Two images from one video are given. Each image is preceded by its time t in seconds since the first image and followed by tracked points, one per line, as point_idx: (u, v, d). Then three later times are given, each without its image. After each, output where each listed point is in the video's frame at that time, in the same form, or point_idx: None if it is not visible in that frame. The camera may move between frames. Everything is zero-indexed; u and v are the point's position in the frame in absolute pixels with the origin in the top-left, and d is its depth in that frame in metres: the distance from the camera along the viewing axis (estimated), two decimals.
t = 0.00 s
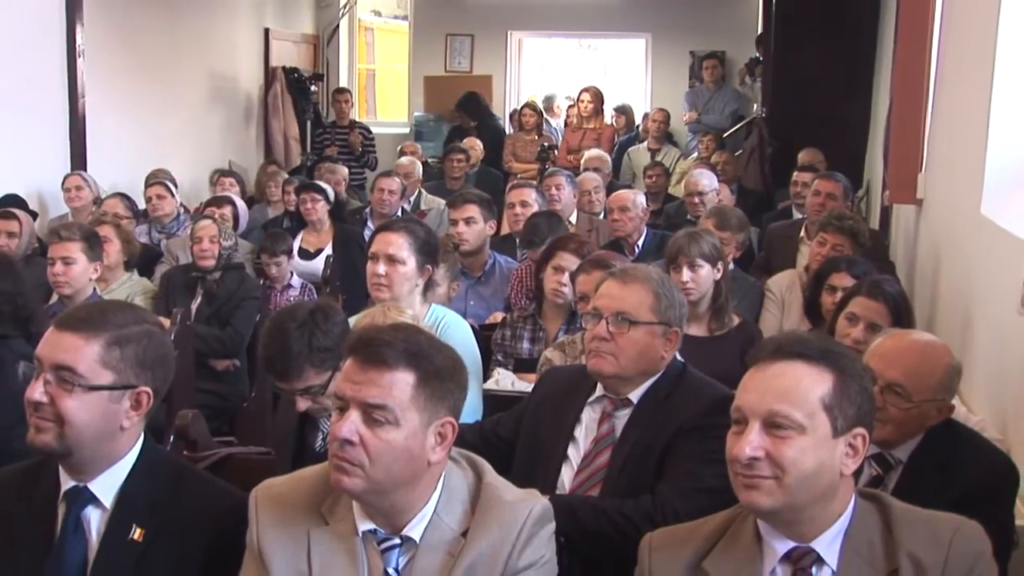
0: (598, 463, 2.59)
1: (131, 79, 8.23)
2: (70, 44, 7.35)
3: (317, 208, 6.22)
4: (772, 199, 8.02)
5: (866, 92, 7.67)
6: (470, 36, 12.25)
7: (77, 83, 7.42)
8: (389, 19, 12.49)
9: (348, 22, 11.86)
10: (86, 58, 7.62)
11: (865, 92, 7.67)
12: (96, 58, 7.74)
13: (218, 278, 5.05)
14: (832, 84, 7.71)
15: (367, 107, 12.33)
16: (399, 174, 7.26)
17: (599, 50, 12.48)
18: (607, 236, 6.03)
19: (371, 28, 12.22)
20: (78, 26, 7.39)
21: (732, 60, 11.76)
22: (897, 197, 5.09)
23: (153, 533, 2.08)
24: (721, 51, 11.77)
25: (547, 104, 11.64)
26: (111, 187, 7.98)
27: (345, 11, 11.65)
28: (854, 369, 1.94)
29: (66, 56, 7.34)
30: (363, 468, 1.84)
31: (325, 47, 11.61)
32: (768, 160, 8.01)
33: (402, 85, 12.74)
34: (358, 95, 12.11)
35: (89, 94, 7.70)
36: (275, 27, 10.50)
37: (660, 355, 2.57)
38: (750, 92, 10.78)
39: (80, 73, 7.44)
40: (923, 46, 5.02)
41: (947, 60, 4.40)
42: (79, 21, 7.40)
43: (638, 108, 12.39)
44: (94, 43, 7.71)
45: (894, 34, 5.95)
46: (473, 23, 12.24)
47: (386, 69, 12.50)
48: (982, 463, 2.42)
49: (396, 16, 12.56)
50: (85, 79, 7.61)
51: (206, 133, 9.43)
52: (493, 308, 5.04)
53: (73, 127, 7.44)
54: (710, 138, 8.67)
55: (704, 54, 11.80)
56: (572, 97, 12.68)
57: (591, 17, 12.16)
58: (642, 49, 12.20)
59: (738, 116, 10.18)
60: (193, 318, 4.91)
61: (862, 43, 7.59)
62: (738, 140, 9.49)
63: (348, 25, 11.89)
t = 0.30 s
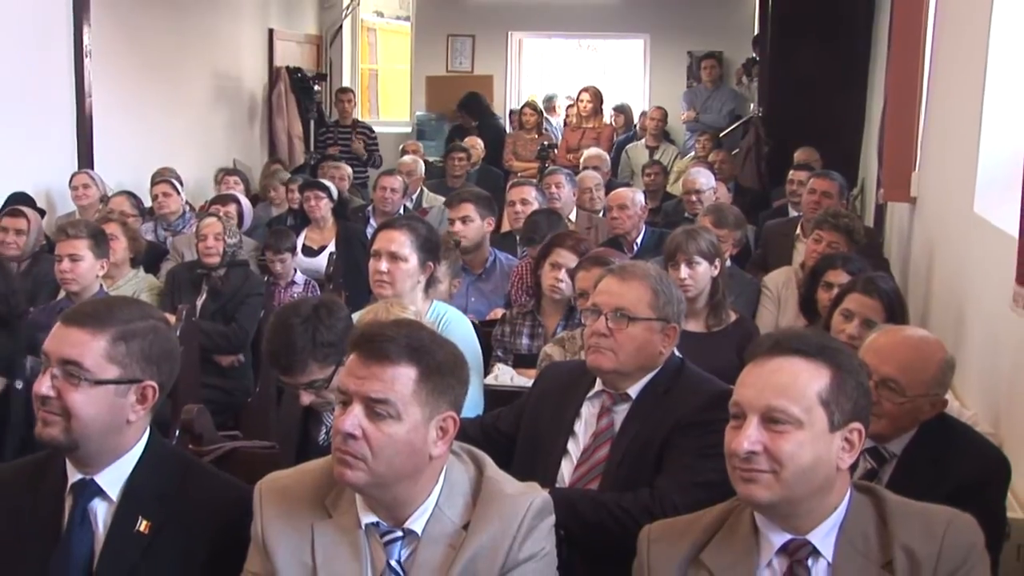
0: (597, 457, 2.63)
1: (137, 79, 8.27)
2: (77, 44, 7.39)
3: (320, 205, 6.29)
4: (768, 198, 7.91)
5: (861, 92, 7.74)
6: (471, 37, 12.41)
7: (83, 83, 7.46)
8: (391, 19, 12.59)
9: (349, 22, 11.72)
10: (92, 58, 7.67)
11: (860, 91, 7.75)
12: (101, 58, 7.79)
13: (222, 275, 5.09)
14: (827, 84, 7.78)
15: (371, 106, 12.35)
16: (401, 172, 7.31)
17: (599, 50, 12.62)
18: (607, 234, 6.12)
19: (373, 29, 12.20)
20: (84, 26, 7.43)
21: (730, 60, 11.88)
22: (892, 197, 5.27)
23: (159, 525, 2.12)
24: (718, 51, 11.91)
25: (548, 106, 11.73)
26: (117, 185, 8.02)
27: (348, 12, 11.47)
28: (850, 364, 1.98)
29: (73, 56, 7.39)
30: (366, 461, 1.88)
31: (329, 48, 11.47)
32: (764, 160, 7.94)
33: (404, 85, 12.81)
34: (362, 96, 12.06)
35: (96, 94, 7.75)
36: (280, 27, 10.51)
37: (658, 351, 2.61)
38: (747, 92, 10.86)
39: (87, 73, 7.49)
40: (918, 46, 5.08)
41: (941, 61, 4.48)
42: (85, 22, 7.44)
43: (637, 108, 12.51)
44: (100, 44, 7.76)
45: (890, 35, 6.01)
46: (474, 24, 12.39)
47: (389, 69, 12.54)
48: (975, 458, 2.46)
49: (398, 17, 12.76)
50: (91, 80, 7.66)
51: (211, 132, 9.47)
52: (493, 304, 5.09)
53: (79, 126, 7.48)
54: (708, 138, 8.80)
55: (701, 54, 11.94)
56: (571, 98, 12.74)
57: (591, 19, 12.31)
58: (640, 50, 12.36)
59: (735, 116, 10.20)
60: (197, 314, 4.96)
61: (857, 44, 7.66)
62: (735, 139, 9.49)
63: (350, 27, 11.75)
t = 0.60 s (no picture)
0: (597, 451, 2.68)
1: (144, 78, 8.33)
2: (85, 43, 7.44)
3: (323, 203, 6.34)
4: (765, 196, 8.09)
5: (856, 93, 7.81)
6: (472, 37, 12.61)
7: (92, 82, 7.51)
8: (394, 19, 12.62)
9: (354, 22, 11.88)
10: (100, 58, 7.72)
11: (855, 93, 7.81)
12: (110, 59, 7.85)
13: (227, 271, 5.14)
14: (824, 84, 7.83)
15: (373, 105, 12.44)
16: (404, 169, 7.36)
17: (598, 50, 12.82)
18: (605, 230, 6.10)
19: (376, 28, 12.29)
20: (92, 25, 7.47)
21: (728, 59, 12.06)
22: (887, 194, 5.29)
23: (165, 517, 2.16)
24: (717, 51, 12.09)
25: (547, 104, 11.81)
26: (123, 183, 8.07)
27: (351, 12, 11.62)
28: (847, 360, 2.01)
29: (80, 55, 7.44)
30: (370, 455, 1.92)
31: (332, 47, 11.68)
32: (761, 159, 8.08)
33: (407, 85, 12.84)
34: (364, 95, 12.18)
35: (104, 94, 7.81)
36: (284, 27, 10.62)
37: (656, 346, 2.64)
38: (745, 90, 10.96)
39: (95, 71, 7.54)
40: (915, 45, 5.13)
41: (936, 61, 4.54)
42: (93, 21, 7.48)
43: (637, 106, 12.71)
44: (108, 45, 7.81)
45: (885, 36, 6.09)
46: (475, 24, 12.60)
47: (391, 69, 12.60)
48: (969, 452, 2.50)
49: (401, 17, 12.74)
50: (99, 79, 7.71)
51: (217, 131, 9.54)
52: (495, 300, 5.12)
53: (87, 124, 7.54)
54: (704, 136, 9.01)
55: (699, 53, 12.15)
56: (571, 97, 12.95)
57: (589, 18, 12.49)
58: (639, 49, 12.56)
59: (733, 115, 10.28)
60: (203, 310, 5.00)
61: (853, 44, 7.73)
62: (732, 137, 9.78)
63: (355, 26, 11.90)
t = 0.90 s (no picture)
0: (598, 449, 2.71)
1: (154, 81, 8.39)
2: (95, 46, 7.49)
3: (330, 204, 6.34)
4: (764, 198, 8.41)
5: (851, 97, 8.19)
6: (477, 41, 12.84)
7: (102, 85, 7.56)
8: (399, 23, 12.67)
9: (359, 26, 11.95)
10: (111, 61, 7.78)
11: (850, 96, 8.19)
12: (120, 62, 7.91)
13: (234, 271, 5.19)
14: (821, 89, 8.21)
15: (378, 108, 12.49)
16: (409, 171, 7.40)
17: (599, 54, 12.90)
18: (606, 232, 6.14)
19: (381, 32, 12.36)
20: (103, 29, 7.53)
21: (728, 64, 12.17)
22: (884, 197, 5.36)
23: (173, 513, 2.20)
24: (720, 55, 12.18)
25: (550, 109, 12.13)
26: (132, 184, 8.13)
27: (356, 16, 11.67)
28: (846, 360, 2.03)
29: (91, 58, 7.48)
30: (374, 452, 1.95)
31: (337, 50, 11.69)
32: (760, 161, 8.43)
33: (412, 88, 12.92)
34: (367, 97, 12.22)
35: (114, 95, 7.86)
36: (291, 31, 10.66)
37: (657, 347, 2.68)
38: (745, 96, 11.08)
39: (105, 74, 7.59)
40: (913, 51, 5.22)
41: (933, 67, 4.60)
42: (104, 25, 7.54)
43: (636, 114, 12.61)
44: (119, 48, 7.87)
45: (883, 40, 6.19)
46: (479, 30, 12.83)
47: (397, 72, 12.64)
48: (964, 453, 2.53)
49: (405, 21, 12.77)
50: (110, 82, 7.76)
51: (225, 133, 9.60)
52: (497, 300, 5.15)
53: (97, 126, 7.59)
54: (704, 139, 9.20)
55: (700, 57, 12.21)
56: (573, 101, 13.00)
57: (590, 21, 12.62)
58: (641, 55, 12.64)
59: (732, 118, 10.42)
60: (211, 309, 5.06)
61: (852, 47, 8.09)
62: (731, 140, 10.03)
63: (360, 30, 11.97)
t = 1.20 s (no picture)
0: (599, 446, 2.75)
1: (162, 84, 8.47)
2: (103, 48, 7.55)
3: (333, 204, 6.41)
4: (760, 198, 8.48)
5: (847, 97, 8.27)
6: (479, 43, 13.16)
7: (110, 87, 7.62)
8: (402, 26, 13.34)
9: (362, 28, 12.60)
10: (119, 63, 7.85)
11: (846, 96, 8.28)
12: (129, 65, 7.99)
13: (240, 269, 5.24)
14: (817, 88, 8.34)
15: (382, 109, 13.26)
16: (411, 171, 7.45)
17: (600, 56, 13.37)
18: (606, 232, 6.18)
19: (384, 35, 13.10)
20: (110, 31, 7.59)
21: (725, 65, 12.70)
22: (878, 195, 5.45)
23: (179, 508, 2.24)
24: (715, 57, 12.69)
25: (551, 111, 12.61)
26: (140, 184, 8.19)
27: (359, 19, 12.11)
28: (841, 357, 2.05)
29: (98, 60, 7.54)
30: (377, 448, 1.99)
31: (341, 52, 12.06)
32: (758, 160, 8.59)
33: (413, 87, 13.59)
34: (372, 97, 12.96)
35: (123, 97, 7.93)
36: (295, 33, 10.84)
37: (657, 344, 2.72)
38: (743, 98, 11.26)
39: (113, 77, 7.65)
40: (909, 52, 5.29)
41: (928, 68, 4.67)
42: (112, 28, 7.60)
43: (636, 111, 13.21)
44: (128, 51, 7.96)
45: (878, 42, 6.29)
46: (481, 32, 13.14)
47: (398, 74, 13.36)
48: (959, 448, 2.57)
49: (408, 24, 13.41)
50: (118, 84, 7.84)
51: (230, 134, 9.69)
52: (498, 299, 5.18)
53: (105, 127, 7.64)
54: (702, 140, 9.26)
55: (698, 60, 12.73)
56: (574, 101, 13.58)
57: (591, 23, 13.07)
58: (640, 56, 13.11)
59: (730, 119, 10.79)
60: (217, 307, 5.10)
61: (848, 46, 8.18)
62: (729, 141, 10.24)
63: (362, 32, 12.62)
